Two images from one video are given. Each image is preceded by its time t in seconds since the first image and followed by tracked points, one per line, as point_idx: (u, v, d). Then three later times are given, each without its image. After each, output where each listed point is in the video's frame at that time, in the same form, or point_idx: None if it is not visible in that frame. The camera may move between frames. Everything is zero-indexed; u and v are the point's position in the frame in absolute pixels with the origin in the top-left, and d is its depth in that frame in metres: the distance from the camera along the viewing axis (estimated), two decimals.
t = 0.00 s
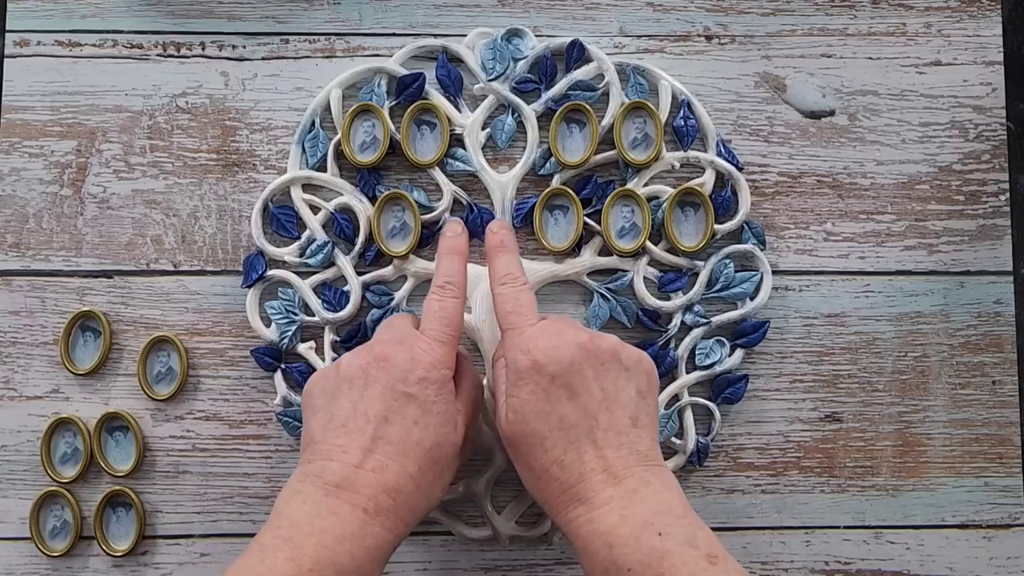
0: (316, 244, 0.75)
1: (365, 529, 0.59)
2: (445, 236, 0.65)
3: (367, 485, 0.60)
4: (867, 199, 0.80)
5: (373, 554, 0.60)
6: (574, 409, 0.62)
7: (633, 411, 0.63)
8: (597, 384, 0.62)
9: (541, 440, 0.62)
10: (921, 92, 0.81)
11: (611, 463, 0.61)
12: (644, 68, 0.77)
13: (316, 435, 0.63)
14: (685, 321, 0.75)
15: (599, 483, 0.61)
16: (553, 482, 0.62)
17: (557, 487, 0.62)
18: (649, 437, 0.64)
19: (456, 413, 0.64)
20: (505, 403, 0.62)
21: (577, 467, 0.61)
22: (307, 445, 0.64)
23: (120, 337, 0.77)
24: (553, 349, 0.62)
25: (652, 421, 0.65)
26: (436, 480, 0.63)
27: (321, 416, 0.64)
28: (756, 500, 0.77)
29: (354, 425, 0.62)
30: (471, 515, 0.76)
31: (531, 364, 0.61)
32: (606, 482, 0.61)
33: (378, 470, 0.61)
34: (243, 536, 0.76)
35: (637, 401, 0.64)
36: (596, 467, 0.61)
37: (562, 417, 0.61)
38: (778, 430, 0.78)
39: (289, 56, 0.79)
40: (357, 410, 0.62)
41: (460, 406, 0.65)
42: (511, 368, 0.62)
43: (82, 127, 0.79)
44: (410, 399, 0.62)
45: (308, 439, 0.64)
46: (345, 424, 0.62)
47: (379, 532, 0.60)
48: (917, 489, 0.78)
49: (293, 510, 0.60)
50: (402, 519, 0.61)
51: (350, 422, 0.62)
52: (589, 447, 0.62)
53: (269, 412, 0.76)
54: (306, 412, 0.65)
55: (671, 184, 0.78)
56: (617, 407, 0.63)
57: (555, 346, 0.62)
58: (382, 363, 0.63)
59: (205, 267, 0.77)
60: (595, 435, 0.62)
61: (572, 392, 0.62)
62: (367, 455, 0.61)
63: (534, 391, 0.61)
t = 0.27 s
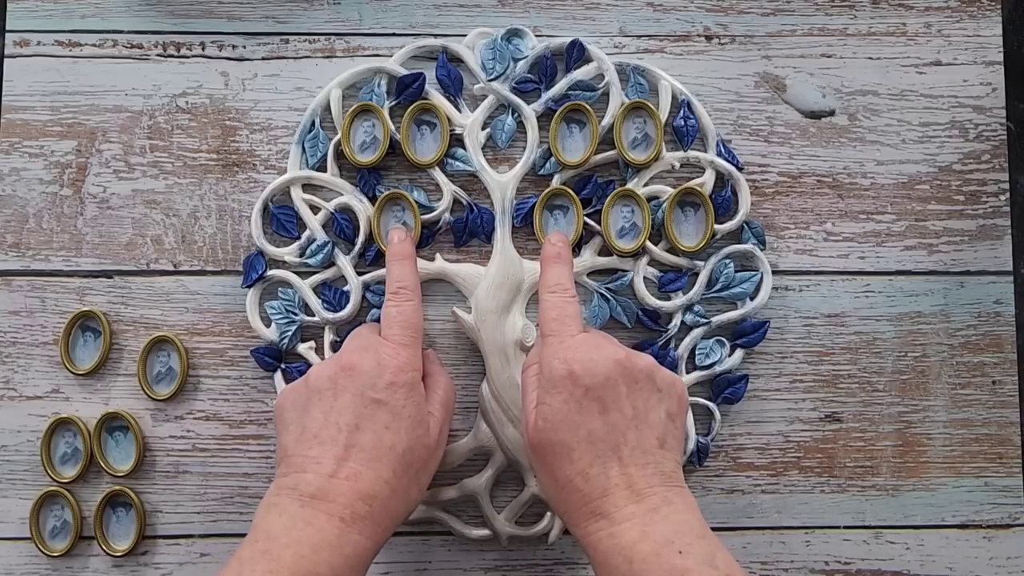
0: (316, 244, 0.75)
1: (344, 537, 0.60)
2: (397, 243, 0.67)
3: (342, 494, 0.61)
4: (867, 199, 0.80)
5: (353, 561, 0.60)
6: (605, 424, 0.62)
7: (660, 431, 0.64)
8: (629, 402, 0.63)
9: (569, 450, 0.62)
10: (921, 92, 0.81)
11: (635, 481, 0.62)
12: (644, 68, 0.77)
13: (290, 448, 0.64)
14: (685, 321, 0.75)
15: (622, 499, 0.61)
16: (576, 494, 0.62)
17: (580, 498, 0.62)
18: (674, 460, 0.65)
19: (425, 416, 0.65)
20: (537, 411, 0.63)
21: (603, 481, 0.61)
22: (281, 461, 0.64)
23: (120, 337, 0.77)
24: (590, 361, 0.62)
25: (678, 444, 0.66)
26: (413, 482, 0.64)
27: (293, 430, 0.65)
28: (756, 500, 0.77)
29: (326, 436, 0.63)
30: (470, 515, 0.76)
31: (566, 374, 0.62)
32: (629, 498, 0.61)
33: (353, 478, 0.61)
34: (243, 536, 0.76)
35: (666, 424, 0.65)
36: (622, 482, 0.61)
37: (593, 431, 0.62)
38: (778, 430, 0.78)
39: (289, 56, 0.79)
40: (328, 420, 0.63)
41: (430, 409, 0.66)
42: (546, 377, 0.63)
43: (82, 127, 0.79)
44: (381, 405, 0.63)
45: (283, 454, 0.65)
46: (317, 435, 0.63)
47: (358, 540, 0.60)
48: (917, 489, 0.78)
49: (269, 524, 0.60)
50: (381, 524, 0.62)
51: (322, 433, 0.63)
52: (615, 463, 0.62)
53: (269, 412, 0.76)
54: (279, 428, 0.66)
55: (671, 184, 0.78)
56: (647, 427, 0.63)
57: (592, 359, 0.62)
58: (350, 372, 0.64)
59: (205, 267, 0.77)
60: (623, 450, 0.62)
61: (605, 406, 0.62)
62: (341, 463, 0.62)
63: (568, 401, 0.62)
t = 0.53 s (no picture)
0: (316, 244, 0.75)
1: (358, 523, 0.59)
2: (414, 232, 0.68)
3: (356, 480, 0.61)
4: (867, 199, 0.80)
5: (366, 548, 0.59)
6: (596, 401, 0.62)
7: (652, 408, 0.64)
8: (620, 378, 0.63)
9: (560, 428, 0.62)
10: (921, 92, 0.81)
11: (627, 458, 0.62)
12: (644, 68, 0.77)
13: (303, 434, 0.64)
14: (685, 321, 0.75)
15: (613, 477, 0.61)
16: (568, 472, 0.62)
17: (572, 476, 0.62)
18: (666, 438, 0.65)
19: (440, 405, 0.65)
20: (527, 391, 0.64)
21: (594, 458, 0.61)
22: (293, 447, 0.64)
23: (120, 337, 0.77)
24: (580, 338, 0.63)
25: (670, 423, 0.66)
26: (425, 471, 0.64)
27: (307, 415, 0.65)
28: (756, 500, 0.77)
29: (340, 421, 0.63)
30: (470, 515, 0.76)
31: (556, 351, 0.63)
32: (621, 475, 0.61)
33: (367, 464, 0.61)
34: (243, 536, 0.76)
35: (658, 400, 0.65)
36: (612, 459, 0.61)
37: (584, 407, 0.62)
38: (778, 430, 0.78)
39: (289, 56, 0.79)
40: (343, 405, 0.63)
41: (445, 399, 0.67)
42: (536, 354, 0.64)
43: (82, 127, 0.79)
44: (396, 392, 0.64)
45: (296, 439, 0.65)
46: (331, 421, 0.63)
47: (370, 527, 0.60)
48: (917, 489, 0.78)
49: (281, 508, 0.59)
50: (393, 512, 0.62)
51: (337, 418, 0.63)
52: (606, 440, 0.62)
53: (269, 412, 0.76)
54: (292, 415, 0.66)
55: (671, 184, 0.78)
56: (638, 403, 0.64)
57: (582, 336, 0.63)
58: (365, 358, 0.64)
59: (205, 267, 0.77)
60: (614, 426, 0.62)
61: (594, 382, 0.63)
62: (354, 449, 0.62)
63: (558, 377, 0.63)
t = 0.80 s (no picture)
0: (316, 244, 0.75)
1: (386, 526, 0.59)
2: (464, 245, 0.69)
3: (385, 483, 0.61)
4: (867, 199, 0.80)
5: (390, 552, 0.60)
6: (566, 407, 0.63)
7: (623, 411, 0.65)
8: (588, 384, 0.64)
9: (533, 436, 0.63)
10: (921, 92, 0.81)
11: (601, 461, 0.62)
12: (644, 68, 0.77)
13: (333, 434, 0.65)
14: (685, 321, 0.75)
15: (589, 481, 0.61)
16: (544, 480, 0.63)
17: (548, 485, 0.62)
18: (641, 440, 0.65)
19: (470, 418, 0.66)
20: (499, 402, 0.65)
21: (568, 464, 0.62)
22: (324, 446, 0.65)
23: (120, 337, 0.77)
24: (545, 348, 0.64)
25: (644, 425, 0.66)
26: (452, 480, 0.65)
27: (339, 416, 0.65)
28: (756, 500, 0.77)
29: (372, 424, 0.63)
30: (470, 515, 0.76)
31: (522, 362, 0.64)
32: (595, 480, 0.61)
33: (396, 468, 0.62)
34: (243, 536, 0.76)
35: (628, 403, 0.65)
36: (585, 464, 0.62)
37: (553, 414, 0.63)
38: (778, 430, 0.78)
39: (289, 56, 0.79)
40: (376, 409, 0.64)
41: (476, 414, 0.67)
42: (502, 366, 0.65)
43: (82, 127, 0.79)
44: (429, 399, 0.64)
45: (326, 439, 0.65)
46: (363, 423, 0.64)
47: (396, 531, 0.60)
48: (917, 488, 0.78)
49: (309, 508, 0.59)
50: (418, 519, 0.62)
51: (369, 421, 0.63)
52: (579, 445, 0.63)
53: (269, 412, 0.76)
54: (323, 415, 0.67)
55: (671, 184, 0.78)
56: (609, 407, 0.64)
57: (547, 346, 0.64)
58: (400, 364, 0.65)
59: (205, 267, 0.77)
60: (586, 430, 0.63)
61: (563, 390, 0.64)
62: (385, 454, 0.62)
63: (526, 387, 0.64)
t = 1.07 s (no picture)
0: (316, 244, 0.75)
1: (385, 575, 0.59)
2: (471, 295, 0.71)
3: (390, 530, 0.61)
4: (867, 199, 0.80)
5: None
6: (580, 455, 0.63)
7: (637, 458, 0.65)
8: (603, 431, 0.64)
9: (547, 484, 0.62)
10: (921, 92, 0.81)
11: (615, 511, 0.62)
12: (644, 68, 0.77)
13: (339, 475, 0.65)
14: (685, 321, 0.75)
15: (603, 532, 0.61)
16: (557, 528, 0.62)
17: (562, 533, 0.62)
18: (655, 488, 0.65)
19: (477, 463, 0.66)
20: (511, 447, 0.64)
21: (582, 514, 0.62)
22: (329, 487, 0.65)
23: (120, 337, 0.77)
24: (560, 394, 0.63)
25: (657, 472, 0.66)
26: (457, 527, 0.65)
27: (344, 457, 0.65)
28: (756, 500, 0.77)
29: (379, 468, 0.63)
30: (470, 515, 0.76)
31: (537, 407, 0.63)
32: (610, 530, 0.61)
33: (401, 515, 0.61)
34: (242, 536, 0.76)
35: (642, 450, 0.65)
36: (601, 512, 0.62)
37: (568, 461, 0.63)
38: (778, 430, 0.78)
39: (289, 56, 0.79)
40: (382, 453, 0.64)
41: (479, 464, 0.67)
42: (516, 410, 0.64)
43: (82, 127, 0.79)
44: (436, 445, 0.64)
45: (331, 480, 0.65)
46: (369, 466, 0.64)
47: None
48: (917, 489, 0.78)
49: (313, 552, 0.59)
50: (422, 567, 0.62)
51: (374, 466, 0.64)
52: (593, 494, 0.62)
53: (269, 412, 0.76)
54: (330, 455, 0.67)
55: (671, 184, 0.78)
56: (623, 455, 0.64)
57: (561, 391, 0.63)
58: (409, 408, 0.65)
59: (205, 267, 0.77)
60: (600, 477, 0.63)
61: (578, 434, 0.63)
62: (391, 500, 0.62)
63: (540, 433, 0.63)
